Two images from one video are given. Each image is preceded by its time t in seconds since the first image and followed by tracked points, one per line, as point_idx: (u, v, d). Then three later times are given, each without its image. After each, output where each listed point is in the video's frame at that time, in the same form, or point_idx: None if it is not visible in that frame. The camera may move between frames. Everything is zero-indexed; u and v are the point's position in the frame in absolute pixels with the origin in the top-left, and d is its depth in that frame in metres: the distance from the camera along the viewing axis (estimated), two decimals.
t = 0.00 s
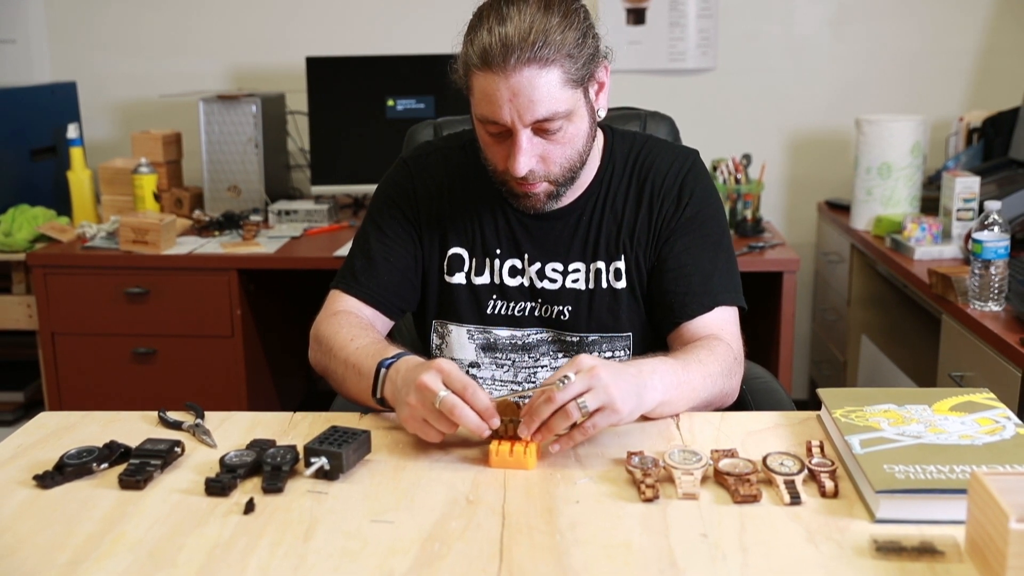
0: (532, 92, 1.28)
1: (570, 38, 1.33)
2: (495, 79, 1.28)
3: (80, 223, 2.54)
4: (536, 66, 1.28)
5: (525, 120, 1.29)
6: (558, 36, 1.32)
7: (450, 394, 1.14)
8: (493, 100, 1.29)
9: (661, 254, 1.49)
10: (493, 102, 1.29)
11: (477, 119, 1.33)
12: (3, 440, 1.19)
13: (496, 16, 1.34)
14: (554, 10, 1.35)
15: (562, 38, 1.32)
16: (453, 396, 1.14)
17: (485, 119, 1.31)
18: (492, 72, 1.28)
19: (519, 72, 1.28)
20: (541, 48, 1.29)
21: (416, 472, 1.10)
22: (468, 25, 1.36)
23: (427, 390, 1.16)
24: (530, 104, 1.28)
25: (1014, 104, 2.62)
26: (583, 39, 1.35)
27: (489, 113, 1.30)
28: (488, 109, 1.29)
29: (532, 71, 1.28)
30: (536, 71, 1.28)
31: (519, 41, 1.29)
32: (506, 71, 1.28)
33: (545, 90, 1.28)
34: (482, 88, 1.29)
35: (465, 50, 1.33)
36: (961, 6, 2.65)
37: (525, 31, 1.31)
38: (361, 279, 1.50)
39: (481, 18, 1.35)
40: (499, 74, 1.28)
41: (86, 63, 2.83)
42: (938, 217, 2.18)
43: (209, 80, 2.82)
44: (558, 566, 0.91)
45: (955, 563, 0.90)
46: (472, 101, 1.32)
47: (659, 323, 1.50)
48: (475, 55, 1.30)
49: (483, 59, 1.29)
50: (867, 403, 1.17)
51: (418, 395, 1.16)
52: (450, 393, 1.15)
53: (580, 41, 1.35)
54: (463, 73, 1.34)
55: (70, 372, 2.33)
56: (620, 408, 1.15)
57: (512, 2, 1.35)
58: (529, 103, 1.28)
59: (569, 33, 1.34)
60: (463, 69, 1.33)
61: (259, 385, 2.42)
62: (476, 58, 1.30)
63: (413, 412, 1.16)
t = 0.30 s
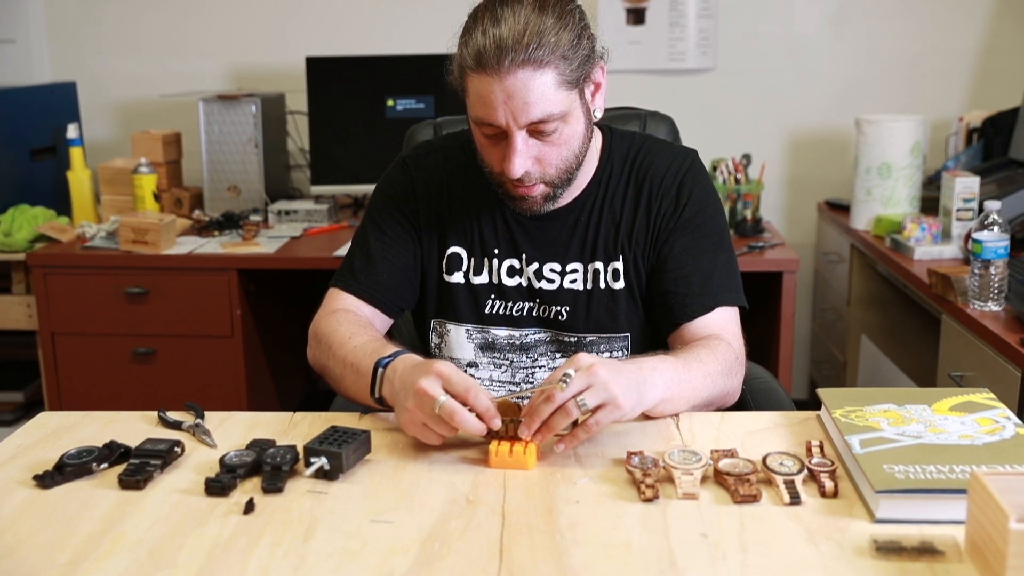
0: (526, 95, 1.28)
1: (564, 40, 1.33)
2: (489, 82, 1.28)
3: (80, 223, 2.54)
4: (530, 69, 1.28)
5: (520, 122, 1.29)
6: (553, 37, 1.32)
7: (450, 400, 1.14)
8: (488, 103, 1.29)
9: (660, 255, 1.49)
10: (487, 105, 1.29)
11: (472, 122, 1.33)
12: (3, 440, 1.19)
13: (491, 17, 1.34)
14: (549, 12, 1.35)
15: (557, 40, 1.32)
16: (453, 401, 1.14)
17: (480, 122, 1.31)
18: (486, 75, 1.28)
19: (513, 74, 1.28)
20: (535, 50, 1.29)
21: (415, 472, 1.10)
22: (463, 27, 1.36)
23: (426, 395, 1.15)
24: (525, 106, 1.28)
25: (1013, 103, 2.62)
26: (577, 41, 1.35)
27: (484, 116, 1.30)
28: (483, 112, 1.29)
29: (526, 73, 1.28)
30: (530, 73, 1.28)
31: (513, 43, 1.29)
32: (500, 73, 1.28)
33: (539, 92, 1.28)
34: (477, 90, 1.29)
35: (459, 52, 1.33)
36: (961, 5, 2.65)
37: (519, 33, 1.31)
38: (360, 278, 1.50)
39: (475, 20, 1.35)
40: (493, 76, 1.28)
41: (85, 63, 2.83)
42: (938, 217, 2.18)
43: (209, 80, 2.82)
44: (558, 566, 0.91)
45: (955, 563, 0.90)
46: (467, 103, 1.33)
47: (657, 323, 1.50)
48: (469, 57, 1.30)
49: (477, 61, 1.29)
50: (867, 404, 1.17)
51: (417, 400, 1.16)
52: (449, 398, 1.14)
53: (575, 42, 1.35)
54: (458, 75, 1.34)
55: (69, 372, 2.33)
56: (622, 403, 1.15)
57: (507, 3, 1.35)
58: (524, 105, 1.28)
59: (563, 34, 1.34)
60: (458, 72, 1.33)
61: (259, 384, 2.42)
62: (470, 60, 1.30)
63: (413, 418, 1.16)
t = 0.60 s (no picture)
0: (520, 97, 1.28)
1: (558, 41, 1.33)
2: (483, 85, 1.28)
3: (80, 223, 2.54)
4: (524, 71, 1.28)
5: (514, 124, 1.29)
6: (546, 39, 1.32)
7: (451, 403, 1.14)
8: (482, 105, 1.29)
9: (659, 255, 1.49)
10: (482, 108, 1.29)
11: (467, 124, 1.33)
12: (3, 440, 1.19)
13: (484, 19, 1.34)
14: (542, 13, 1.35)
15: (550, 41, 1.32)
16: (454, 404, 1.14)
17: (475, 124, 1.31)
18: (480, 77, 1.28)
19: (506, 76, 1.28)
20: (528, 52, 1.29)
21: (415, 472, 1.10)
22: (456, 30, 1.36)
23: (427, 399, 1.15)
24: (518, 109, 1.28)
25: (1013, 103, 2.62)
26: (571, 42, 1.35)
27: (479, 118, 1.30)
28: (478, 115, 1.29)
29: (520, 75, 1.28)
30: (524, 75, 1.28)
31: (506, 45, 1.29)
32: (494, 76, 1.28)
33: (533, 94, 1.28)
34: (471, 93, 1.29)
35: (453, 55, 1.33)
36: (961, 5, 2.65)
37: (513, 35, 1.31)
38: (360, 279, 1.50)
39: (469, 22, 1.35)
40: (487, 79, 1.28)
41: (85, 63, 2.83)
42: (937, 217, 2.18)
43: (208, 80, 2.82)
44: (558, 566, 0.91)
45: (955, 563, 0.90)
46: (461, 106, 1.33)
47: (657, 323, 1.50)
48: (463, 60, 1.30)
49: (471, 64, 1.29)
50: (866, 403, 1.17)
51: (418, 403, 1.16)
52: (450, 401, 1.14)
53: (568, 43, 1.35)
54: (453, 77, 1.34)
55: (69, 372, 2.33)
56: (620, 403, 1.15)
57: (500, 5, 1.35)
58: (518, 108, 1.28)
59: (556, 35, 1.33)
60: (452, 74, 1.33)
61: (259, 384, 2.42)
62: (464, 63, 1.30)
63: (414, 421, 1.16)
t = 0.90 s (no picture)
0: (520, 97, 1.28)
1: (559, 41, 1.33)
2: (484, 84, 1.28)
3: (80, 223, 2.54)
4: (525, 71, 1.28)
5: (515, 124, 1.29)
6: (547, 39, 1.32)
7: (469, 404, 1.14)
8: (483, 105, 1.29)
9: (660, 255, 1.49)
10: (482, 107, 1.29)
11: (467, 124, 1.33)
12: (2, 440, 1.19)
13: (485, 19, 1.33)
14: (543, 13, 1.35)
15: (551, 41, 1.32)
16: (471, 405, 1.14)
17: (475, 124, 1.31)
18: (481, 77, 1.28)
19: (508, 76, 1.28)
20: (529, 52, 1.29)
21: (415, 473, 1.10)
22: (457, 29, 1.36)
23: (443, 400, 1.15)
24: (519, 109, 1.28)
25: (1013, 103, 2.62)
26: (572, 42, 1.35)
27: (479, 118, 1.30)
28: (478, 115, 1.29)
29: (521, 74, 1.28)
30: (525, 75, 1.28)
31: (507, 45, 1.29)
32: (495, 76, 1.28)
33: (533, 94, 1.28)
34: (471, 92, 1.29)
35: (453, 55, 1.33)
36: (961, 5, 2.65)
37: (513, 35, 1.31)
38: (360, 279, 1.49)
39: (469, 22, 1.35)
40: (488, 79, 1.28)
41: (85, 63, 2.83)
42: (937, 217, 2.18)
43: (209, 80, 2.82)
44: (558, 566, 0.91)
45: (955, 563, 0.90)
46: (462, 106, 1.32)
47: (657, 323, 1.50)
48: (463, 60, 1.30)
49: (472, 64, 1.29)
50: (866, 404, 1.17)
51: (432, 406, 1.15)
52: (467, 402, 1.14)
53: (569, 43, 1.35)
54: (453, 77, 1.34)
55: (69, 371, 2.33)
56: (620, 405, 1.15)
57: (501, 4, 1.35)
58: (519, 108, 1.28)
59: (558, 35, 1.33)
60: (453, 74, 1.33)
61: (258, 384, 2.42)
62: (465, 63, 1.30)
63: (426, 424, 1.15)
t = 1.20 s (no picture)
0: (531, 96, 1.28)
1: (569, 41, 1.33)
2: (495, 83, 1.28)
3: (80, 223, 2.54)
4: (536, 70, 1.28)
5: (525, 123, 1.29)
6: (558, 39, 1.32)
7: (470, 400, 1.14)
8: (493, 104, 1.28)
9: (662, 256, 1.49)
10: (493, 106, 1.28)
11: (476, 123, 1.33)
12: (2, 440, 1.19)
13: (495, 18, 1.33)
14: (553, 13, 1.35)
15: (562, 41, 1.32)
16: (472, 402, 1.14)
17: (485, 123, 1.31)
18: (492, 76, 1.28)
19: (519, 75, 1.28)
20: (541, 52, 1.29)
21: (416, 473, 1.10)
22: (466, 28, 1.35)
23: (445, 396, 1.15)
24: (530, 108, 1.28)
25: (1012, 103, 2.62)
26: (582, 42, 1.35)
27: (489, 117, 1.29)
28: (488, 113, 1.29)
29: (532, 74, 1.28)
30: (536, 74, 1.28)
31: (518, 44, 1.29)
32: (506, 74, 1.28)
33: (544, 93, 1.28)
34: (481, 91, 1.29)
35: (462, 53, 1.33)
36: (960, 5, 2.65)
37: (524, 34, 1.30)
38: (361, 280, 1.49)
39: (478, 21, 1.35)
40: (498, 77, 1.28)
41: (86, 63, 2.83)
42: (937, 217, 2.18)
43: (208, 80, 2.82)
44: (558, 566, 0.91)
45: (955, 563, 0.90)
46: (471, 104, 1.32)
47: (659, 324, 1.50)
48: (473, 58, 1.30)
49: (482, 63, 1.29)
50: (866, 404, 1.17)
51: (434, 401, 1.16)
52: (468, 400, 1.14)
53: (579, 44, 1.35)
54: (462, 76, 1.34)
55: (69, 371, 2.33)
56: (630, 411, 1.15)
57: (511, 4, 1.35)
58: (529, 107, 1.28)
59: (568, 36, 1.33)
60: (461, 72, 1.33)
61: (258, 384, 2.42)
62: (475, 61, 1.30)
63: (428, 419, 1.16)
